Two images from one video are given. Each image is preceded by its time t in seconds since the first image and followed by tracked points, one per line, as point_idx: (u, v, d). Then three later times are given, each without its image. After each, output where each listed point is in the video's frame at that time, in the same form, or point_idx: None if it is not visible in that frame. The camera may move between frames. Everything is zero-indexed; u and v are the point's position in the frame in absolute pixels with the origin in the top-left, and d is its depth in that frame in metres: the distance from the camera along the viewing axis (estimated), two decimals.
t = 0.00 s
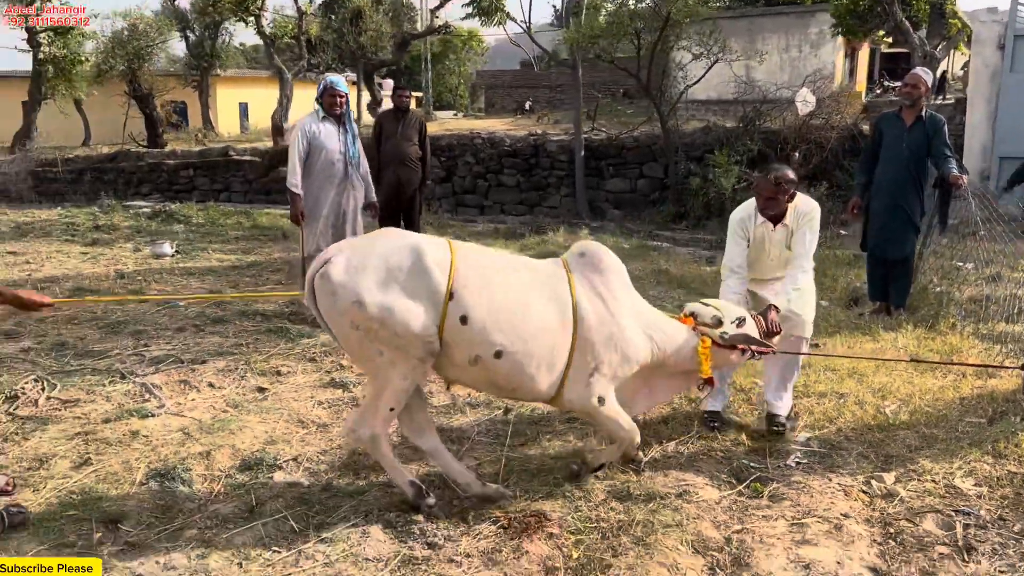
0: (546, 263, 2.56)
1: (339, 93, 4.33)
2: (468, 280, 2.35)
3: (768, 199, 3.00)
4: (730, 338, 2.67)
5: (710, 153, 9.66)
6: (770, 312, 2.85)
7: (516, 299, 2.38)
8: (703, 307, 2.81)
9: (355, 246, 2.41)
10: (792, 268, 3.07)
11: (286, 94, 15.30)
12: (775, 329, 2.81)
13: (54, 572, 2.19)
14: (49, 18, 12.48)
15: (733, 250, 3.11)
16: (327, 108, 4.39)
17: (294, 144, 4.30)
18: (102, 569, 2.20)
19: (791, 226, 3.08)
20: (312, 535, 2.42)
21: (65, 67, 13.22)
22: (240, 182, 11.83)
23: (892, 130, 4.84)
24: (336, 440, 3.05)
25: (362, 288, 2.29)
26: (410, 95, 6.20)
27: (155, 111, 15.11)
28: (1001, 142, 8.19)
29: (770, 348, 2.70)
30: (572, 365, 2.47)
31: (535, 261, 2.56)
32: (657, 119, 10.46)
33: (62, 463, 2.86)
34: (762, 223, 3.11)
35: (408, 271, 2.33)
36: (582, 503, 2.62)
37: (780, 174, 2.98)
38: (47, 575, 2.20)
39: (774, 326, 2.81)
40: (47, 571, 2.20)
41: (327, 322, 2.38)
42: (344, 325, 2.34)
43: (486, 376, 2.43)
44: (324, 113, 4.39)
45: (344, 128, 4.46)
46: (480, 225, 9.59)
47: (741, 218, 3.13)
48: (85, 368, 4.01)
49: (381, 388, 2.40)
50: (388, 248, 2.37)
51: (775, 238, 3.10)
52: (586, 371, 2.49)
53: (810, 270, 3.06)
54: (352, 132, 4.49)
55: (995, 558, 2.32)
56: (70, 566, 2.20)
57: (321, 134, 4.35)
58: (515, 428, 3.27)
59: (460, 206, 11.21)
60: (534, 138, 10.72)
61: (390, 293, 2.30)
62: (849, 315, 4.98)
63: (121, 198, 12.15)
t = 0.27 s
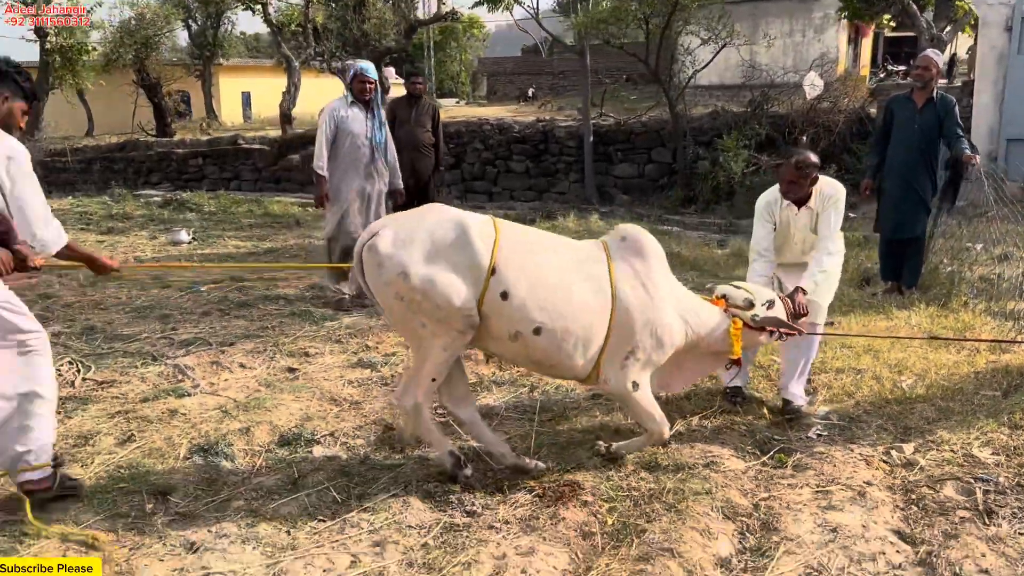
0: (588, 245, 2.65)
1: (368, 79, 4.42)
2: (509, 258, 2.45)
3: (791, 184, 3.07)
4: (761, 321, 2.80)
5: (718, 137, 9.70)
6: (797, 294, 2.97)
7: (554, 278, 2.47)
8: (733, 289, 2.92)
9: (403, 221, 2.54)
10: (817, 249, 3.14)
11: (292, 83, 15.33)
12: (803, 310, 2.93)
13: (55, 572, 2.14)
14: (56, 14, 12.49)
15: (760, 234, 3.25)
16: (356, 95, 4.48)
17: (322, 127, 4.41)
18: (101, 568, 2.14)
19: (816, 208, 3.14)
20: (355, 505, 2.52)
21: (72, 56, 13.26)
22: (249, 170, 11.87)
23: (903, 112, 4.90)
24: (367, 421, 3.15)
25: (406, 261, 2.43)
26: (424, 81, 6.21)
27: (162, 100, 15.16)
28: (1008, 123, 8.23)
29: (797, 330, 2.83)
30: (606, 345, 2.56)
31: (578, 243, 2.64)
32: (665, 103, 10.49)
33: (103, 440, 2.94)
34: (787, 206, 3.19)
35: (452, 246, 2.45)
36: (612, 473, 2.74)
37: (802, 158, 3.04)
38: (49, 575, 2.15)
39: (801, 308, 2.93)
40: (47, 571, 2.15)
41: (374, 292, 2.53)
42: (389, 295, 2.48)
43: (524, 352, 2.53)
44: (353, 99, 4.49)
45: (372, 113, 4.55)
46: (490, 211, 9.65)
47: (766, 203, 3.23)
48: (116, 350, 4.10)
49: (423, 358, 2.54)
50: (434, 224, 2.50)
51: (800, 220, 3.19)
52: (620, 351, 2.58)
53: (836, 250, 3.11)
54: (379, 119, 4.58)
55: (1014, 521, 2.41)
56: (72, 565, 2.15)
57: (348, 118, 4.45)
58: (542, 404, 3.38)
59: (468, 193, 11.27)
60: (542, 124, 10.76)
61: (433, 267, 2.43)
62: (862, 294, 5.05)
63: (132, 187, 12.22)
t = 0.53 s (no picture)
0: (601, 240, 2.71)
1: (371, 74, 4.48)
2: (523, 252, 2.52)
3: (789, 180, 3.12)
4: (767, 314, 2.87)
5: (710, 128, 9.77)
6: (800, 286, 3.06)
7: (567, 273, 2.53)
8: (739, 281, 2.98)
9: (421, 211, 2.60)
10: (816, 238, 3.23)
11: (283, 75, 15.28)
12: (806, 301, 3.02)
13: (56, 571, 2.28)
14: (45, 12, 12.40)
15: (758, 225, 3.31)
16: (358, 89, 4.53)
17: (323, 121, 4.46)
18: (100, 568, 2.28)
19: (814, 199, 3.21)
20: (365, 490, 2.70)
21: (61, 50, 13.19)
22: (242, 164, 11.86)
23: (893, 103, 4.97)
24: (370, 416, 3.31)
25: (423, 252, 2.49)
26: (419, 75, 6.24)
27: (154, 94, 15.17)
28: (997, 112, 8.32)
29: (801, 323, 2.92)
30: (615, 338, 2.64)
31: (592, 238, 2.70)
32: (657, 95, 10.54)
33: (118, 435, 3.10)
34: (785, 199, 3.25)
35: (468, 238, 2.51)
36: (617, 459, 2.81)
37: (798, 153, 3.08)
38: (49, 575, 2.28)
39: (804, 300, 3.02)
40: (46, 572, 2.28)
41: (390, 281, 2.59)
42: (405, 285, 2.55)
43: (536, 344, 2.62)
44: (355, 94, 4.53)
45: (374, 108, 4.60)
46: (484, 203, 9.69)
47: (764, 195, 3.29)
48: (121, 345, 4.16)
49: (436, 346, 2.62)
50: (450, 216, 2.55)
51: (799, 212, 3.25)
52: (628, 344, 2.65)
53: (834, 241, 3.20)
54: (380, 114, 4.63)
55: (1006, 501, 2.50)
56: (72, 565, 2.29)
57: (350, 113, 4.50)
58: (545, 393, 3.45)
59: (462, 185, 11.30)
60: (535, 116, 10.79)
61: (449, 259, 2.49)
62: (855, 283, 5.14)
63: (124, 181, 12.19)
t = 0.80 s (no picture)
0: (591, 240, 2.74)
1: (352, 71, 4.49)
2: (513, 252, 2.55)
3: (766, 178, 3.19)
4: (751, 313, 2.92)
5: (694, 125, 9.85)
6: (780, 283, 3.10)
7: (556, 273, 2.56)
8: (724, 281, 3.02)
9: (413, 210, 2.62)
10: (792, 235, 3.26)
11: (267, 73, 15.22)
12: (789, 300, 3.05)
13: (54, 572, 2.28)
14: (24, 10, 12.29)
15: (736, 226, 3.39)
16: (340, 87, 4.53)
17: (306, 122, 4.46)
18: (101, 567, 2.29)
19: (790, 198, 3.27)
20: (357, 486, 2.73)
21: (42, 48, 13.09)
22: (226, 161, 11.81)
23: (873, 99, 5.05)
24: (359, 412, 3.35)
25: (414, 251, 2.52)
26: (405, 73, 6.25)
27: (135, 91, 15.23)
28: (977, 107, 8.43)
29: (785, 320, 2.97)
30: (602, 337, 2.68)
31: (581, 238, 2.73)
32: (641, 91, 10.60)
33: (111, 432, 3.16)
34: (762, 198, 3.32)
35: (459, 238, 2.54)
36: (605, 452, 2.85)
37: (771, 153, 3.18)
38: (48, 575, 2.29)
39: (785, 297, 3.06)
40: (47, 571, 2.28)
41: (382, 279, 2.62)
42: (396, 282, 2.58)
43: (524, 343, 2.65)
44: (337, 92, 4.53)
45: (356, 106, 4.61)
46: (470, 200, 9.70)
47: (740, 195, 3.36)
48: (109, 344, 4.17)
49: (426, 343, 2.66)
50: (442, 215, 2.58)
51: (776, 210, 3.31)
52: (614, 344, 2.70)
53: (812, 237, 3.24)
54: (363, 111, 4.64)
55: (985, 490, 2.56)
56: (71, 566, 2.29)
57: (333, 112, 4.50)
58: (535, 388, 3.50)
59: (448, 182, 11.32)
60: (520, 113, 10.83)
61: (440, 258, 2.52)
62: (837, 278, 5.21)
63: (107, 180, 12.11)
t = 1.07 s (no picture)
0: (563, 238, 2.78)
1: (330, 72, 4.49)
2: (488, 251, 2.57)
3: (751, 177, 3.23)
4: (726, 309, 2.95)
5: (677, 125, 9.91)
6: (758, 281, 3.11)
7: (531, 270, 2.59)
8: (700, 279, 3.06)
9: (387, 213, 2.64)
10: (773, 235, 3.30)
11: (250, 72, 15.15)
12: (765, 298, 3.07)
13: (55, 571, 2.27)
14: (4, 10, 12.18)
15: (718, 225, 3.43)
16: (318, 88, 4.53)
17: (284, 125, 4.45)
18: (100, 567, 2.28)
19: (771, 197, 3.30)
20: (339, 485, 2.74)
21: (21, 48, 12.97)
22: (210, 162, 11.75)
23: (850, 99, 5.11)
24: (342, 411, 3.36)
25: (390, 253, 2.54)
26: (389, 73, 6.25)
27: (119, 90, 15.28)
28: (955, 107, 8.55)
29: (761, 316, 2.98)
30: (577, 335, 2.70)
31: (554, 238, 2.77)
32: (625, 92, 10.65)
33: (94, 431, 3.17)
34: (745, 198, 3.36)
35: (434, 239, 2.56)
36: (586, 449, 2.88)
37: (757, 153, 3.21)
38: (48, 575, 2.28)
39: (761, 294, 3.06)
40: (47, 572, 2.28)
41: (359, 284, 2.63)
42: (374, 285, 2.59)
43: (502, 342, 2.67)
44: (315, 93, 4.53)
45: (334, 107, 4.61)
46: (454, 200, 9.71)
47: (724, 194, 3.41)
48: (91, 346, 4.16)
49: (405, 345, 2.67)
50: (417, 218, 2.60)
51: (757, 209, 3.35)
52: (589, 340, 2.72)
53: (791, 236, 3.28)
54: (342, 112, 4.64)
55: (958, 483, 2.60)
56: (72, 566, 2.28)
57: (311, 114, 4.50)
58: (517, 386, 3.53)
59: (432, 182, 11.31)
60: (504, 113, 10.84)
61: (417, 259, 2.53)
62: (817, 276, 5.27)
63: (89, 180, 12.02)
